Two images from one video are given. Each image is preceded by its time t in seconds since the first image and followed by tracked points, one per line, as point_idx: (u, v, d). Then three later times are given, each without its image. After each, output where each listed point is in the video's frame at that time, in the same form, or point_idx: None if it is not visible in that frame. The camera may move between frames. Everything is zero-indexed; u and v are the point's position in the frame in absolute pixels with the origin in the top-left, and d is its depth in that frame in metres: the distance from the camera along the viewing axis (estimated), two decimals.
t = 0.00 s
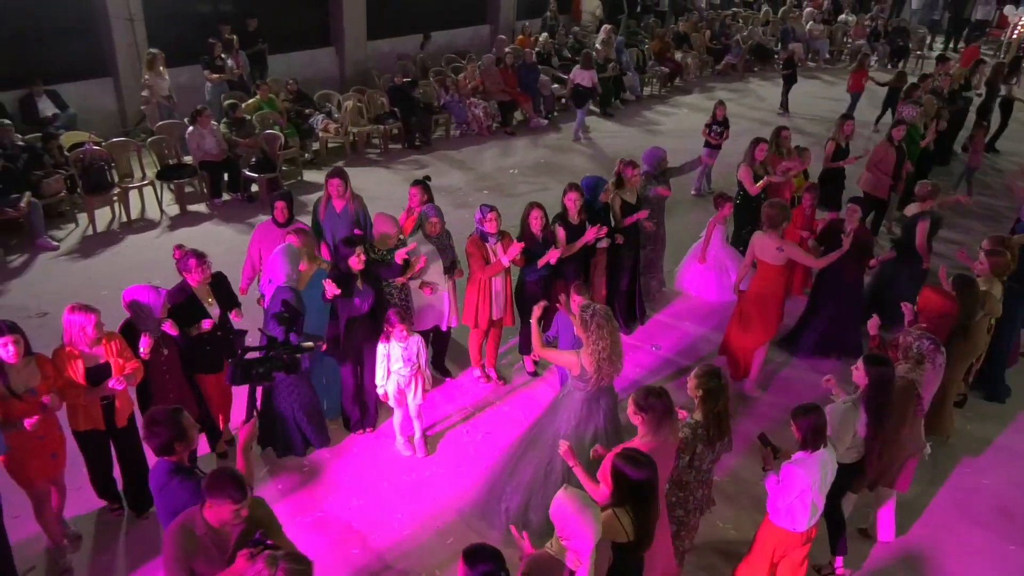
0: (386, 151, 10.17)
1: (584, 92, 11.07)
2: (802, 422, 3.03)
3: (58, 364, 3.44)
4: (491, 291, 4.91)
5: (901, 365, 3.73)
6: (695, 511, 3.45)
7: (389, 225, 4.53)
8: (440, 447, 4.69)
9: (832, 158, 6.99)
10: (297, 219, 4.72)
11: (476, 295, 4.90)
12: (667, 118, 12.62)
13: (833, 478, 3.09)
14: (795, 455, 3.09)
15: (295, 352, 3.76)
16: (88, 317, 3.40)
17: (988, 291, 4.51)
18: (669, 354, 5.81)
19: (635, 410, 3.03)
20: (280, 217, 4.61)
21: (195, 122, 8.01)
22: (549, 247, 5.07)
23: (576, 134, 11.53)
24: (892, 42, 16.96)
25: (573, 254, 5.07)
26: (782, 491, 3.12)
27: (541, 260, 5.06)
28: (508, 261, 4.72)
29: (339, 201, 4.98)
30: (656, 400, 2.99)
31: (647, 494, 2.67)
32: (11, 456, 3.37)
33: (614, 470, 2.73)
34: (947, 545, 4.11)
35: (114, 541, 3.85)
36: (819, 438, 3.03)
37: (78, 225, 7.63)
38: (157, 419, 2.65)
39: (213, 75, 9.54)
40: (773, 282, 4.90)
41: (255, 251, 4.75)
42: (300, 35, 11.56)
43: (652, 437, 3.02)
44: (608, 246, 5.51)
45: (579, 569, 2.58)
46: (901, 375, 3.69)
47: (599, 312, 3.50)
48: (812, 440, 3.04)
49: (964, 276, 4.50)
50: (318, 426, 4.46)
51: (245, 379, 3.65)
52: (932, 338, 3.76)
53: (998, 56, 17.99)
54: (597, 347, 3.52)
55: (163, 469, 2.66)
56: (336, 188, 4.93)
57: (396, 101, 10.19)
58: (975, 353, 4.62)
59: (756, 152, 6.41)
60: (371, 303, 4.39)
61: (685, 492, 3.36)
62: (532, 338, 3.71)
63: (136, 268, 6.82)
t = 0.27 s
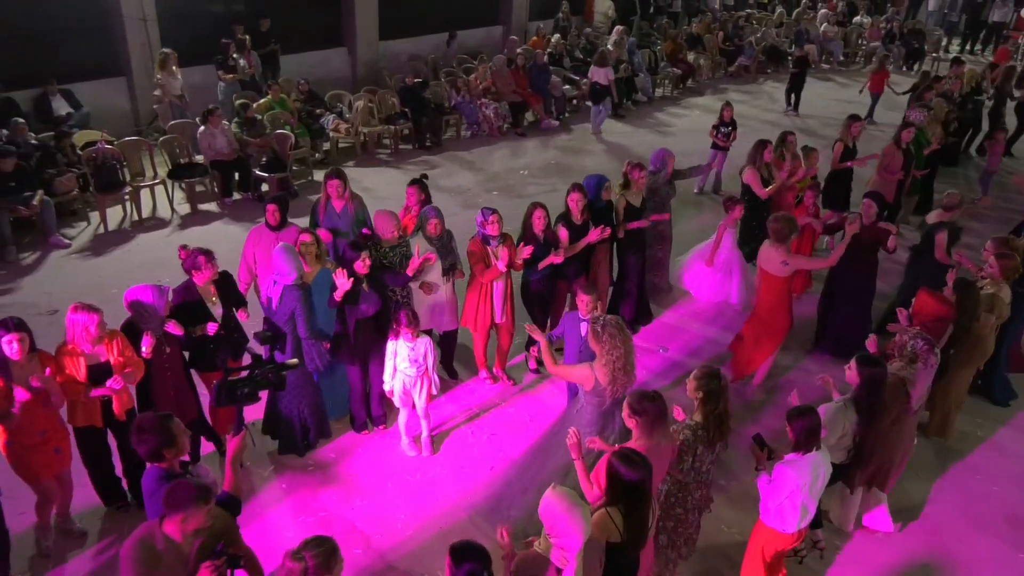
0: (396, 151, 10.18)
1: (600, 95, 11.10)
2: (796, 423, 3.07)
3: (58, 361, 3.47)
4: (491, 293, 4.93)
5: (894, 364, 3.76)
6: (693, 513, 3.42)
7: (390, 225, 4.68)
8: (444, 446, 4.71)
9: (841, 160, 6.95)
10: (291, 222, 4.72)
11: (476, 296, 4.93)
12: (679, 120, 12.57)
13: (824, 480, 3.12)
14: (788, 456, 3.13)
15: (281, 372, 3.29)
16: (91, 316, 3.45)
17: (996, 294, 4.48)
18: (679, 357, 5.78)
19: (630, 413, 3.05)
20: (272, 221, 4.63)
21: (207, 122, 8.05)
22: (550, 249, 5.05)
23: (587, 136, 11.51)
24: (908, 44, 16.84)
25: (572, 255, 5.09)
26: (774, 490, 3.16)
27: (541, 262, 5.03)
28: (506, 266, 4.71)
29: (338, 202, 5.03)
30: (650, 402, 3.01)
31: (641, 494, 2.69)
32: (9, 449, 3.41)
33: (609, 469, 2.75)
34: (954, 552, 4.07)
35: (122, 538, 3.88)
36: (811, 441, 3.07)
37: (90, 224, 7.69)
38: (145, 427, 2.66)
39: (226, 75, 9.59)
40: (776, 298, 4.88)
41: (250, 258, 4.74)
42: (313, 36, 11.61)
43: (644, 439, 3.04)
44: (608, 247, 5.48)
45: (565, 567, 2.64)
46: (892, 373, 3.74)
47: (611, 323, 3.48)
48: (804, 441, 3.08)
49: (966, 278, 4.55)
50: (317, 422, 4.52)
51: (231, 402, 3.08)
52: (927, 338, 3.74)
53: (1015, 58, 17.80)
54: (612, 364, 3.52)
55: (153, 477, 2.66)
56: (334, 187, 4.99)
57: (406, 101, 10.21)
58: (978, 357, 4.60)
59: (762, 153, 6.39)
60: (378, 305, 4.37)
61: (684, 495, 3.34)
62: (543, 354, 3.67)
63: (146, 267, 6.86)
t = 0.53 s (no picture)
0: (405, 151, 10.21)
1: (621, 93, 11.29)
2: (796, 424, 3.05)
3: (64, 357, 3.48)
4: (497, 294, 4.90)
5: (900, 365, 3.70)
6: (688, 516, 3.43)
7: (394, 222, 4.45)
8: (447, 446, 4.71)
9: (851, 162, 6.90)
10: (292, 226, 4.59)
11: (482, 296, 4.91)
12: (689, 122, 12.53)
13: (824, 480, 3.11)
14: (787, 457, 3.13)
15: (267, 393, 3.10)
16: (97, 312, 3.47)
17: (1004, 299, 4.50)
18: (691, 361, 5.75)
19: (629, 410, 3.10)
20: (273, 224, 4.48)
21: (217, 121, 8.09)
22: (554, 249, 5.07)
23: (596, 137, 11.49)
24: (922, 47, 16.72)
25: (578, 255, 5.12)
26: (776, 492, 3.15)
27: (543, 262, 5.06)
28: (513, 264, 4.71)
29: (332, 202, 4.99)
30: (649, 401, 3.07)
31: (645, 495, 2.69)
32: (12, 446, 3.43)
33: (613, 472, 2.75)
34: (957, 558, 4.04)
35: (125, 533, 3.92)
36: (811, 442, 3.05)
37: (100, 222, 7.74)
38: (131, 433, 2.69)
39: (236, 75, 9.64)
40: (782, 300, 4.86)
41: (251, 260, 4.65)
42: (324, 36, 11.65)
43: (642, 436, 3.08)
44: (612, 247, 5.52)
45: (570, 568, 2.63)
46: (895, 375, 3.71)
47: (617, 324, 3.49)
48: (803, 442, 3.06)
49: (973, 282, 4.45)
50: (322, 421, 4.53)
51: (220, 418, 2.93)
52: (934, 342, 3.71)
53: None
54: (616, 359, 3.51)
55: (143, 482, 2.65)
56: (332, 188, 4.95)
57: (416, 102, 10.23)
58: (985, 363, 4.55)
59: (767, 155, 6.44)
60: (383, 306, 4.40)
61: (680, 495, 3.35)
62: (542, 359, 3.65)
63: (155, 265, 6.90)
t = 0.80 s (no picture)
0: (417, 152, 10.22)
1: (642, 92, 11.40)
2: (801, 429, 3.02)
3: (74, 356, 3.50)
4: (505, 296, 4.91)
5: (918, 372, 3.67)
6: (699, 524, 3.30)
7: (400, 223, 4.59)
8: (453, 448, 4.70)
9: (866, 166, 6.84)
10: (298, 232, 4.46)
11: (490, 299, 4.91)
12: (702, 123, 12.48)
13: (834, 489, 3.06)
14: (795, 463, 3.10)
15: (252, 391, 3.08)
16: (105, 312, 3.48)
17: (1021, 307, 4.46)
18: (702, 365, 5.70)
19: (636, 414, 3.12)
20: (278, 229, 4.33)
21: (229, 121, 8.13)
22: (563, 250, 5.01)
23: (609, 138, 11.46)
24: (939, 48, 16.58)
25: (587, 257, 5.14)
26: (785, 500, 3.11)
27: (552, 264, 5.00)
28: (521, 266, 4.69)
29: (338, 202, 5.02)
30: (655, 406, 3.08)
31: (659, 500, 2.68)
32: (25, 445, 3.47)
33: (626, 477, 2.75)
34: (967, 566, 3.99)
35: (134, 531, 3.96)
36: (818, 447, 3.02)
37: (114, 221, 7.80)
38: (122, 428, 2.66)
39: (249, 75, 9.69)
40: (797, 302, 4.79)
41: (255, 266, 4.50)
42: (337, 37, 11.70)
43: (648, 439, 3.09)
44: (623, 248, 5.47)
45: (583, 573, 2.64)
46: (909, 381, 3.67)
47: (624, 326, 3.49)
48: (810, 447, 3.03)
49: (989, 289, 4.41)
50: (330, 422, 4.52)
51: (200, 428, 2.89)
52: (953, 346, 3.69)
53: None
54: (620, 362, 3.49)
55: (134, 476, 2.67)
56: (336, 188, 4.98)
57: (427, 102, 10.24)
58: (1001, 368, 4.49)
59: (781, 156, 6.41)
60: (394, 305, 4.40)
61: (691, 505, 3.21)
62: (551, 359, 3.61)
63: (167, 264, 6.93)
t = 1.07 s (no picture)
0: (430, 152, 10.24)
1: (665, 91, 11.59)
2: (812, 438, 2.98)
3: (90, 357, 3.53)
4: (518, 299, 4.91)
5: (940, 382, 3.62)
6: (715, 533, 3.36)
7: (414, 225, 4.53)
8: (462, 448, 4.70)
9: (886, 170, 6.77)
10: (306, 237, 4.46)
11: (503, 302, 4.92)
12: (717, 125, 12.42)
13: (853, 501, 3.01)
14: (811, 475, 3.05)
15: (249, 398, 3.08)
16: (118, 312, 3.51)
17: None
18: (712, 369, 5.67)
19: (648, 423, 3.09)
20: (288, 233, 4.37)
21: (244, 121, 8.18)
22: (578, 256, 5.02)
23: (623, 140, 11.43)
24: (957, 50, 16.43)
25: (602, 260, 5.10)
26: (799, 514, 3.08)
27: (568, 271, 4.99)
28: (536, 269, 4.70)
29: (347, 202, 5.03)
30: (668, 414, 3.04)
31: (671, 513, 2.66)
32: (45, 448, 3.50)
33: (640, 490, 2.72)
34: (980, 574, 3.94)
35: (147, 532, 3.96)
36: (828, 456, 2.97)
37: (129, 219, 7.86)
38: (119, 421, 2.66)
39: (264, 75, 9.74)
40: (817, 311, 4.71)
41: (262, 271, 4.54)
42: (352, 37, 11.74)
43: (660, 449, 3.07)
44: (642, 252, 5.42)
45: None
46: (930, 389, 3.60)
47: (629, 328, 3.47)
48: (821, 456, 2.98)
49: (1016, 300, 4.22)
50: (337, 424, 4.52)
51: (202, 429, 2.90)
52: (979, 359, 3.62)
53: None
54: (625, 362, 3.49)
55: (130, 468, 2.65)
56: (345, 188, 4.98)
57: (441, 103, 10.26)
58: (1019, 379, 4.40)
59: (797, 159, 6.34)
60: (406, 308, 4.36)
61: (708, 516, 3.27)
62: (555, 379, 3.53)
63: (180, 263, 6.97)
